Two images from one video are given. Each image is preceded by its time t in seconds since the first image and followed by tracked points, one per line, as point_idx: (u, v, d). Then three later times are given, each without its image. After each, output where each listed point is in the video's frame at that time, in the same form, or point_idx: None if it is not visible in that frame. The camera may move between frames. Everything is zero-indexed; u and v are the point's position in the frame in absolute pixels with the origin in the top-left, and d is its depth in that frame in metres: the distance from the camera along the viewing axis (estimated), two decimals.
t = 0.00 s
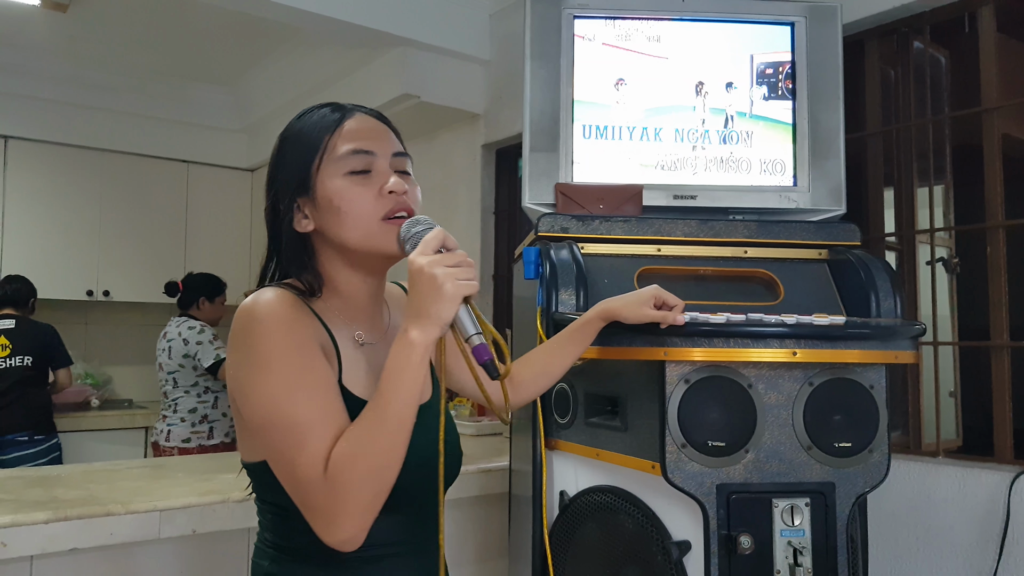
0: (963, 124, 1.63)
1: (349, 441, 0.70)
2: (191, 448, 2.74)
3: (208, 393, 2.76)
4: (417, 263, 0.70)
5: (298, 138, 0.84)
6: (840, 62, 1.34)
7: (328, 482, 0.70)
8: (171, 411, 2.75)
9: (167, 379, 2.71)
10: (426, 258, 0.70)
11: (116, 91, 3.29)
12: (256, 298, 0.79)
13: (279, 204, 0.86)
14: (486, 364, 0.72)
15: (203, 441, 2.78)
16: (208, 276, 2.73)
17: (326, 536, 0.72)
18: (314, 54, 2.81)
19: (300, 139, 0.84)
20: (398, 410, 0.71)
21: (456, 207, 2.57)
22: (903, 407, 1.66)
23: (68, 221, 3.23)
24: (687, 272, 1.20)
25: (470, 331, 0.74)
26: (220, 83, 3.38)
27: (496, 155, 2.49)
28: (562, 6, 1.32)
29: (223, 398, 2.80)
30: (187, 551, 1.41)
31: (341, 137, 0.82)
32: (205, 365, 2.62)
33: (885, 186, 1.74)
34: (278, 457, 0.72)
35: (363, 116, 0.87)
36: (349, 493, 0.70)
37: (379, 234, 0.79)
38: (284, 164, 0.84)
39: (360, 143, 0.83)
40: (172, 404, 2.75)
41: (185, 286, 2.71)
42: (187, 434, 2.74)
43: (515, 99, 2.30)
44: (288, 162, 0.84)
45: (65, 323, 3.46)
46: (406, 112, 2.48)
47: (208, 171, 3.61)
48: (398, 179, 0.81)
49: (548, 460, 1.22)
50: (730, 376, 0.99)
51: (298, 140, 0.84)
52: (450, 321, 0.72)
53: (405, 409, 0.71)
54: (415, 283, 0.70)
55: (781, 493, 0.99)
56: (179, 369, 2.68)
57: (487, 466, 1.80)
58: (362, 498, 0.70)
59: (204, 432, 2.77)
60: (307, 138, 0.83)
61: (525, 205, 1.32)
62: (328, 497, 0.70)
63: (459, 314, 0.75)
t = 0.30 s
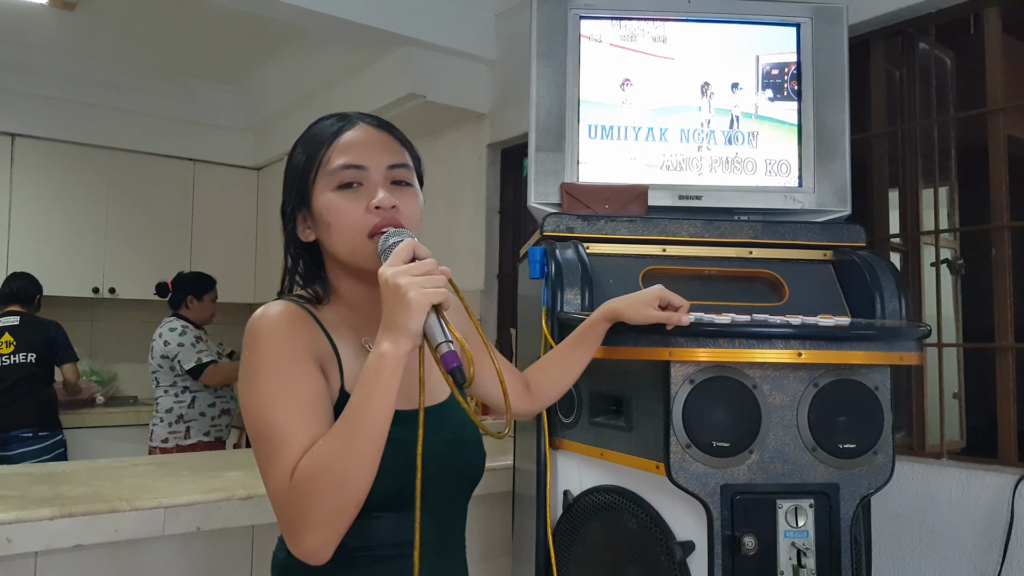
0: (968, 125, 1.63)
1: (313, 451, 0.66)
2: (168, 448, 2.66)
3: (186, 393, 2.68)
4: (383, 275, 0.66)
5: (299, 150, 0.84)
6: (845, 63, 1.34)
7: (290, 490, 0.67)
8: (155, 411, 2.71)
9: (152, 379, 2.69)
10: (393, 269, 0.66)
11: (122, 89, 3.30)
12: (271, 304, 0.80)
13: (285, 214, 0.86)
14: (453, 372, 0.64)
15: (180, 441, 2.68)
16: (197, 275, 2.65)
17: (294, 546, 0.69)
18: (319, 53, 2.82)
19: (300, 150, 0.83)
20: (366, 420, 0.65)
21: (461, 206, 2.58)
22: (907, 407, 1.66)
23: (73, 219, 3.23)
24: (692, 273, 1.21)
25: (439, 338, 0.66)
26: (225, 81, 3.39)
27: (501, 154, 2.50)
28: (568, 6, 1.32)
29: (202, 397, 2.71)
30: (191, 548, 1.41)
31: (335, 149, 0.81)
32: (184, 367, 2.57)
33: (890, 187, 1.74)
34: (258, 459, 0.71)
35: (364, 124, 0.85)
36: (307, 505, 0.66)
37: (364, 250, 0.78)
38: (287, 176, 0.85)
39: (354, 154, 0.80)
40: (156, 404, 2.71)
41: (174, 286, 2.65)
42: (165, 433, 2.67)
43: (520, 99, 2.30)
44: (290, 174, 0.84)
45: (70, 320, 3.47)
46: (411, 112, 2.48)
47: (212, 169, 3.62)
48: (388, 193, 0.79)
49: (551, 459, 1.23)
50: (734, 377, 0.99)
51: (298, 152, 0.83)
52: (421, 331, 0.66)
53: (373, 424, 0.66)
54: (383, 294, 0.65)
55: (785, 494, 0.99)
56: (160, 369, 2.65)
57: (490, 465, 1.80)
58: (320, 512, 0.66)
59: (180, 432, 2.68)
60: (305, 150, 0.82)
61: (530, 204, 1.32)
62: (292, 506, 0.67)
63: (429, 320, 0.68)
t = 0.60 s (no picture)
0: (970, 131, 1.63)
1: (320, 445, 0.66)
2: (157, 448, 2.62)
3: (176, 392, 2.66)
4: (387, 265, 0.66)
5: (315, 146, 0.83)
6: (848, 67, 1.35)
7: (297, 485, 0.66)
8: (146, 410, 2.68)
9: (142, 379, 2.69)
10: (396, 257, 0.66)
11: (123, 86, 3.29)
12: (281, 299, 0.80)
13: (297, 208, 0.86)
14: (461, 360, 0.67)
15: (169, 441, 2.64)
16: (187, 273, 2.62)
17: (303, 542, 0.68)
18: (321, 53, 2.82)
19: (316, 146, 0.83)
20: (374, 411, 0.65)
21: (462, 207, 2.58)
22: (906, 412, 1.66)
23: (73, 216, 3.23)
24: (693, 276, 1.21)
25: (446, 327, 0.68)
26: (226, 79, 3.39)
27: (502, 155, 2.50)
28: (572, 8, 1.32)
29: (191, 397, 2.69)
30: (189, 548, 1.41)
31: (350, 150, 0.81)
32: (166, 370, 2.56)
33: (891, 192, 1.74)
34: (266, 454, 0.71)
35: (382, 124, 0.84)
36: (315, 499, 0.65)
37: (373, 251, 0.78)
38: (301, 170, 0.85)
39: (370, 154, 0.80)
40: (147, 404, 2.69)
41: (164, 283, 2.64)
42: (154, 433, 2.63)
43: (522, 101, 2.30)
44: (304, 169, 0.84)
45: (68, 318, 3.46)
46: (413, 112, 2.49)
47: (213, 168, 3.61)
48: (400, 197, 0.79)
49: (551, 461, 1.22)
50: (735, 380, 0.99)
51: (314, 148, 0.83)
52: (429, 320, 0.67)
53: (379, 417, 0.65)
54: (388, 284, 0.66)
55: (785, 497, 0.99)
56: (147, 370, 2.64)
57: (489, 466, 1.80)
58: (327, 507, 0.65)
59: (169, 431, 2.64)
60: (321, 147, 0.82)
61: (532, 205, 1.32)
62: (299, 501, 0.66)
63: (434, 309, 0.69)
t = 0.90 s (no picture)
0: (965, 124, 1.64)
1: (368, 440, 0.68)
2: (148, 450, 2.64)
3: (169, 395, 2.66)
4: (440, 265, 0.72)
5: (344, 138, 0.84)
6: (844, 61, 1.35)
7: (347, 482, 0.68)
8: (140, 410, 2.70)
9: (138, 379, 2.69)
10: (448, 258, 0.72)
11: (119, 89, 3.29)
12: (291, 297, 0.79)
13: (318, 197, 0.85)
14: (508, 360, 0.70)
15: (160, 443, 2.65)
16: (179, 273, 2.60)
17: (348, 538, 0.70)
18: (317, 53, 2.82)
19: (347, 138, 0.83)
20: (422, 404, 0.69)
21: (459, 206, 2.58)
22: (905, 405, 1.66)
23: (70, 219, 3.23)
24: (691, 271, 1.21)
25: (495, 329, 0.72)
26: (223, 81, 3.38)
27: (500, 154, 2.50)
28: (567, 5, 1.32)
29: (185, 400, 2.69)
30: (191, 549, 1.41)
31: (387, 144, 0.82)
32: (160, 372, 2.55)
33: (888, 186, 1.74)
34: (302, 455, 0.71)
35: (411, 121, 0.86)
36: (367, 494, 0.67)
37: (410, 244, 0.80)
38: (325, 161, 0.85)
39: (403, 151, 0.82)
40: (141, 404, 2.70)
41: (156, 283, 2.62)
42: (145, 435, 2.65)
43: (519, 99, 2.30)
44: (331, 161, 0.84)
45: (67, 322, 3.46)
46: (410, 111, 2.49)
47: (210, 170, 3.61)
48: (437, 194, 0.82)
49: (551, 457, 1.23)
50: (733, 373, 1.00)
51: (341, 140, 0.84)
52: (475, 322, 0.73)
53: (428, 409, 0.69)
54: (438, 282, 0.71)
55: (785, 490, 0.99)
56: (142, 372, 2.64)
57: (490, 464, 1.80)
58: (380, 500, 0.68)
59: (161, 434, 2.65)
60: (352, 140, 0.83)
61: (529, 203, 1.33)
62: (349, 497, 0.68)
63: (482, 313, 0.73)
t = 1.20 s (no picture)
0: (960, 123, 1.64)
1: (397, 440, 0.72)
2: (136, 451, 2.65)
3: (158, 396, 2.65)
4: (468, 264, 0.79)
5: (364, 134, 0.88)
6: (839, 61, 1.35)
7: (378, 480, 0.72)
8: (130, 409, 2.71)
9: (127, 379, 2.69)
10: (476, 258, 0.80)
11: (114, 88, 3.28)
12: (301, 300, 0.81)
13: (336, 195, 0.89)
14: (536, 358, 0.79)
15: (148, 444, 2.65)
16: (165, 271, 2.57)
17: (374, 532, 0.74)
18: (313, 52, 2.81)
19: (368, 133, 0.88)
20: (447, 405, 0.74)
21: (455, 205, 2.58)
22: (901, 404, 1.66)
23: (65, 218, 3.22)
24: (687, 270, 1.22)
25: (522, 328, 0.80)
26: (219, 80, 3.38)
27: (496, 152, 2.50)
28: (562, 4, 1.32)
29: (174, 401, 2.68)
30: (186, 550, 1.39)
31: (406, 140, 0.87)
32: (147, 374, 2.54)
33: (883, 186, 1.75)
34: (327, 455, 0.74)
35: (427, 123, 0.92)
36: (398, 491, 0.72)
37: (430, 234, 0.85)
38: (345, 158, 0.89)
39: (421, 148, 0.87)
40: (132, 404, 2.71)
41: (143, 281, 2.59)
42: (134, 435, 2.66)
43: (515, 97, 2.30)
44: (351, 156, 0.88)
45: (62, 321, 3.45)
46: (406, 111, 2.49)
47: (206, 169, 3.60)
48: (455, 188, 0.87)
49: (547, 457, 1.23)
50: (729, 373, 1.00)
51: (362, 137, 0.88)
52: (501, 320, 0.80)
53: (453, 409, 0.74)
54: (466, 281, 0.79)
55: (780, 489, 0.99)
56: (130, 372, 2.63)
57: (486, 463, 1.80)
58: (409, 496, 0.72)
59: (149, 435, 2.65)
60: (373, 136, 0.87)
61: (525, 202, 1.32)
62: (379, 494, 0.72)
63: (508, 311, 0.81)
